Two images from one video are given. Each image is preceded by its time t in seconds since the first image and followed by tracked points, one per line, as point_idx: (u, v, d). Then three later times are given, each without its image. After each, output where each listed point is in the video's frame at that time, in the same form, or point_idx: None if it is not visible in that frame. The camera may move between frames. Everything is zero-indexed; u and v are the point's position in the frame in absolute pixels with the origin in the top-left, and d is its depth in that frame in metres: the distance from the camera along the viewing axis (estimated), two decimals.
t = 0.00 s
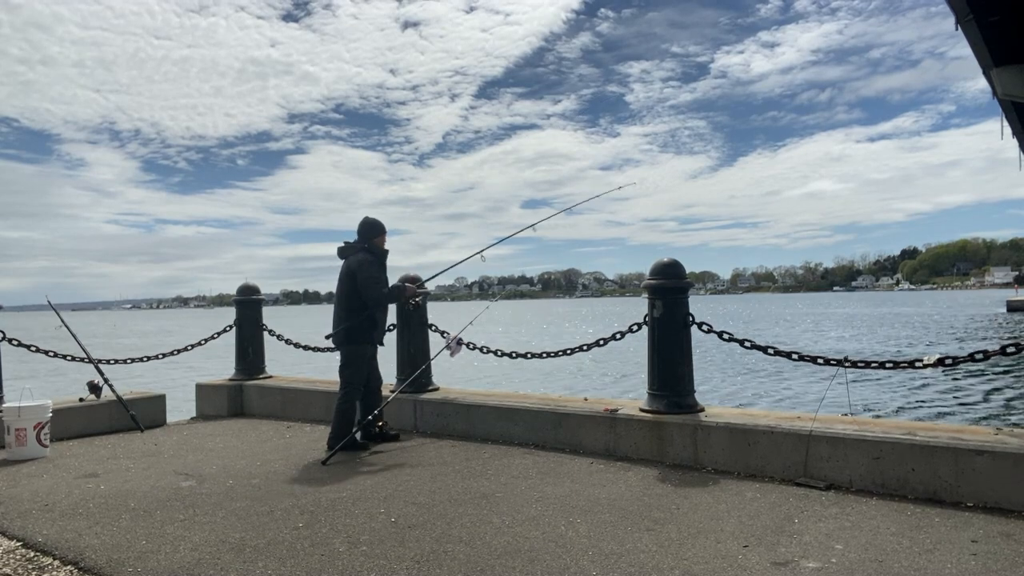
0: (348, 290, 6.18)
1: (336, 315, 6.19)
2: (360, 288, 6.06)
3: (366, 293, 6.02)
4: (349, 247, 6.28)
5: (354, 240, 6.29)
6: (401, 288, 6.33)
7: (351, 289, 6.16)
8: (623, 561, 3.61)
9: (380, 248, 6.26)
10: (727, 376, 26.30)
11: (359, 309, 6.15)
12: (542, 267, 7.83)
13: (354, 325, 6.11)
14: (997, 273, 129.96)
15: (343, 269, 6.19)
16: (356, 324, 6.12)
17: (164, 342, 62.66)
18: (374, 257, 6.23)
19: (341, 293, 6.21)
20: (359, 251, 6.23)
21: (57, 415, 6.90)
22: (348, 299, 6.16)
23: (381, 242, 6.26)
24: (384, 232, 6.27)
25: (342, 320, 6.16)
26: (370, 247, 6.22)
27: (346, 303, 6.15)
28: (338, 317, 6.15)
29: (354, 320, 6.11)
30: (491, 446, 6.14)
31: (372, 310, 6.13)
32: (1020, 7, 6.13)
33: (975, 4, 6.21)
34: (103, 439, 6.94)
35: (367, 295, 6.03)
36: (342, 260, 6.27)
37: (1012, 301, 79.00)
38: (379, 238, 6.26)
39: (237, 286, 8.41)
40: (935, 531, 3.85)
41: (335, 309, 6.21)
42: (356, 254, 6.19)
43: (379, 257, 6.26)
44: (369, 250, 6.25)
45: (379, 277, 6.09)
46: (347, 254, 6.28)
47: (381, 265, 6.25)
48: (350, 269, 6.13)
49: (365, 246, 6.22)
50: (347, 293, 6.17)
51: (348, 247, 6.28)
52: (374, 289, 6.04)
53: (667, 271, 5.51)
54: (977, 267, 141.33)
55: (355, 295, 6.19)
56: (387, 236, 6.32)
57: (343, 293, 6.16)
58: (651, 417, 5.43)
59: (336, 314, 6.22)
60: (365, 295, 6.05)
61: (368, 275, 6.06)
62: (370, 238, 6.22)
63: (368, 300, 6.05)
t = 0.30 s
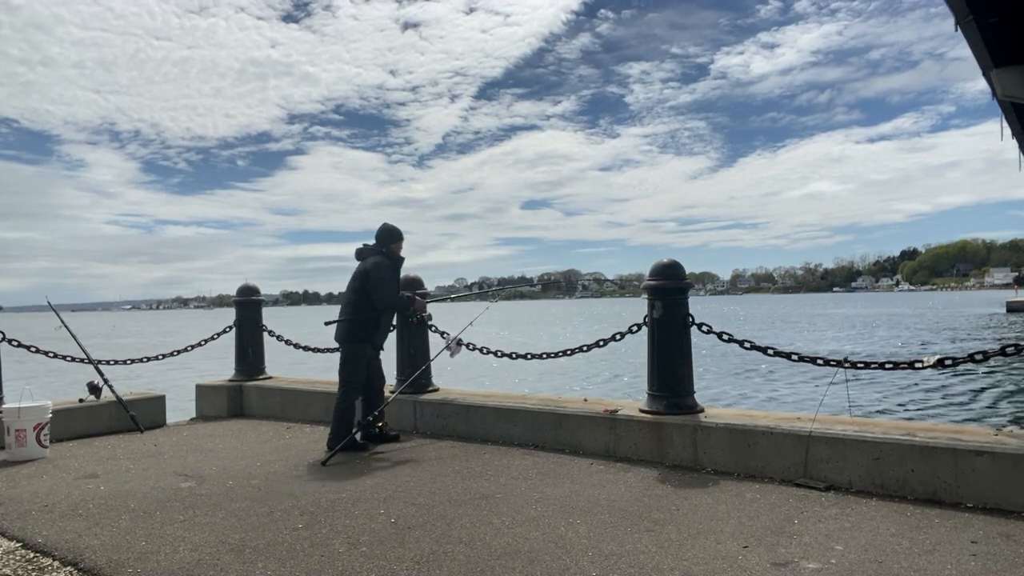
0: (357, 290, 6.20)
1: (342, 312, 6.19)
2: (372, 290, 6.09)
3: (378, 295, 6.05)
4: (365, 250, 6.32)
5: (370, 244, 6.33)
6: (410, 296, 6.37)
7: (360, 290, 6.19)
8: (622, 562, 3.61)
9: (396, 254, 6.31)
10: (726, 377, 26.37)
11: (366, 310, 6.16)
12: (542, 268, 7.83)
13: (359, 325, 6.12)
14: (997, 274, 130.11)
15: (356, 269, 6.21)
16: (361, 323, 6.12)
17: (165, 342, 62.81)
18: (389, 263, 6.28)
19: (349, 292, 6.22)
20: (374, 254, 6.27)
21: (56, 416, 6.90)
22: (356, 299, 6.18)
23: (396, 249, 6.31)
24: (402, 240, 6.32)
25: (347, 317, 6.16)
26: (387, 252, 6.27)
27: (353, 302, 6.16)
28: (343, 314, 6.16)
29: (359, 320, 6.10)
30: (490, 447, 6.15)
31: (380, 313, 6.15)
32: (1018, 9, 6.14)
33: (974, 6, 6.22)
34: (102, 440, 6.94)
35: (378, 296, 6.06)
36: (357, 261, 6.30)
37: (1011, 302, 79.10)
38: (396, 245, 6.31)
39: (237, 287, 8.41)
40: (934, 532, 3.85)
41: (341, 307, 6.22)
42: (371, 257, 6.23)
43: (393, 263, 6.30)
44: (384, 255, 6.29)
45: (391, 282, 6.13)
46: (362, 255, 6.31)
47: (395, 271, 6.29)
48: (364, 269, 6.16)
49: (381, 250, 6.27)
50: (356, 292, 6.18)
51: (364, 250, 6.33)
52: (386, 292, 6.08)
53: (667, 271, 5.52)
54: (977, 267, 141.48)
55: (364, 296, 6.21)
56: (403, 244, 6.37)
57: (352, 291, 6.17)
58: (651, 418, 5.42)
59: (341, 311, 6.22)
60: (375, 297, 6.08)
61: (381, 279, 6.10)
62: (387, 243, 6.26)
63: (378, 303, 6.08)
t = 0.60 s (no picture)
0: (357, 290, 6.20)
1: (342, 312, 6.20)
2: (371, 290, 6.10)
3: (376, 294, 6.04)
4: (367, 250, 6.32)
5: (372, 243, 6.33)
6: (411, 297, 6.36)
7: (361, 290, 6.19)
8: (622, 562, 3.61)
9: (397, 254, 6.30)
10: (725, 377, 26.36)
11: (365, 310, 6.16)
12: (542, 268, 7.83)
13: (357, 324, 6.11)
14: (996, 274, 130.20)
15: (357, 270, 6.22)
16: (360, 323, 6.12)
17: (165, 342, 62.85)
18: (390, 263, 6.26)
19: (350, 292, 6.22)
20: (375, 255, 6.26)
21: (56, 416, 6.90)
22: (356, 298, 6.18)
23: (397, 249, 6.29)
24: (403, 240, 6.31)
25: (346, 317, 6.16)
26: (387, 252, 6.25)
27: (352, 302, 6.16)
28: (342, 314, 6.17)
29: (358, 320, 6.10)
30: (490, 447, 6.15)
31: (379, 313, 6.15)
32: (1018, 9, 6.15)
33: (974, 6, 6.22)
34: (102, 440, 6.94)
35: (376, 296, 6.06)
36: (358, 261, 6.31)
37: (1011, 302, 79.12)
38: (397, 245, 6.29)
39: (237, 287, 8.41)
40: (934, 532, 3.85)
41: (342, 307, 6.24)
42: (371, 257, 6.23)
43: (394, 264, 6.28)
44: (385, 255, 6.28)
45: (390, 282, 6.12)
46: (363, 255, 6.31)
47: (395, 271, 6.27)
48: (364, 269, 6.17)
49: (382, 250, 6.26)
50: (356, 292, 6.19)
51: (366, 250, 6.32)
52: (384, 292, 6.06)
53: (668, 272, 5.51)
54: (977, 268, 141.51)
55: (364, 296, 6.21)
56: (405, 245, 6.36)
57: (352, 291, 6.18)
58: (651, 419, 5.43)
59: (342, 311, 6.23)
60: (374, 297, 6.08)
61: (379, 278, 6.09)
62: (388, 243, 6.25)
63: (375, 303, 6.08)
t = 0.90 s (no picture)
0: (346, 292, 6.19)
1: (336, 318, 6.19)
2: (359, 289, 6.09)
3: (366, 294, 6.04)
4: (346, 250, 6.30)
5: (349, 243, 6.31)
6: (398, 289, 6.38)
7: (349, 291, 6.18)
8: (623, 562, 3.61)
9: (377, 250, 6.29)
10: (726, 377, 26.36)
11: (359, 311, 6.16)
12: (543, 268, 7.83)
13: (353, 326, 6.11)
14: (997, 274, 130.19)
15: (340, 272, 6.22)
16: (356, 325, 6.12)
17: (165, 342, 62.84)
18: (371, 259, 6.25)
19: (340, 296, 6.21)
20: (355, 254, 6.25)
21: (56, 416, 6.90)
22: (347, 301, 6.17)
23: (375, 244, 6.27)
24: (381, 235, 6.30)
25: (343, 323, 6.15)
26: (367, 249, 6.25)
27: (344, 305, 6.15)
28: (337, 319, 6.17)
29: (354, 322, 6.11)
30: (490, 447, 6.15)
31: (373, 312, 6.16)
32: (1018, 9, 6.15)
33: (975, 6, 6.22)
34: (103, 440, 6.94)
35: (367, 296, 6.06)
36: (340, 263, 6.30)
37: (1011, 302, 79.09)
38: (374, 240, 6.27)
39: (237, 287, 8.41)
40: (934, 532, 3.85)
41: (335, 312, 6.23)
42: (354, 257, 6.22)
43: (375, 259, 6.27)
44: (364, 252, 6.26)
45: (375, 278, 6.11)
46: (343, 257, 6.30)
47: (377, 266, 6.26)
48: (349, 271, 6.16)
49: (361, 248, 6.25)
50: (346, 295, 6.18)
51: (345, 251, 6.31)
52: (372, 289, 6.06)
53: (669, 272, 5.51)
54: (977, 268, 141.47)
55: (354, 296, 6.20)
56: (384, 240, 6.35)
57: (342, 296, 6.17)
58: (651, 418, 5.43)
59: (337, 316, 6.22)
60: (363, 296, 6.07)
61: (364, 276, 6.08)
62: (366, 239, 6.24)
63: (366, 302, 6.07)
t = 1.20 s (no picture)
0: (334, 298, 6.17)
1: (330, 324, 6.20)
2: (345, 294, 6.06)
3: (353, 297, 6.00)
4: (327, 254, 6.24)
5: (330, 246, 6.25)
6: (385, 285, 6.34)
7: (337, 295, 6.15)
8: (623, 561, 3.62)
9: (359, 250, 6.23)
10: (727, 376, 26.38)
11: (350, 314, 6.15)
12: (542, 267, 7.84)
13: (346, 329, 6.11)
14: (997, 274, 130.18)
15: (325, 278, 6.17)
16: (350, 330, 6.11)
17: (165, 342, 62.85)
18: (354, 260, 6.19)
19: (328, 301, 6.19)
20: (336, 257, 6.19)
21: (57, 415, 6.91)
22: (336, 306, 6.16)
23: (356, 243, 6.20)
24: (360, 234, 6.22)
25: (338, 329, 6.15)
26: (348, 251, 6.18)
27: (334, 310, 6.14)
28: (331, 325, 6.17)
29: (347, 326, 6.11)
30: (491, 446, 6.15)
31: (365, 314, 6.14)
32: (1020, 8, 6.15)
33: (976, 5, 6.22)
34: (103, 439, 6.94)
35: (355, 300, 6.04)
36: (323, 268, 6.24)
37: (1011, 302, 79.08)
38: (355, 240, 6.20)
39: (237, 286, 8.42)
40: (934, 531, 3.85)
41: (327, 317, 6.22)
42: (336, 262, 6.15)
43: (357, 259, 6.21)
44: (346, 254, 6.20)
45: (359, 280, 6.07)
46: (325, 261, 6.23)
47: (361, 266, 6.21)
48: (333, 277, 6.10)
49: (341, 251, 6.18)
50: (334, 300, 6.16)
51: (326, 255, 6.24)
52: (359, 292, 6.02)
53: (670, 271, 5.52)
54: (978, 267, 141.45)
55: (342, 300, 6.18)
56: (364, 238, 6.28)
57: (330, 303, 6.13)
58: (651, 418, 5.43)
59: (330, 322, 6.22)
60: (350, 300, 6.05)
61: (349, 280, 6.03)
62: (347, 241, 6.17)
63: (355, 305, 6.05)
